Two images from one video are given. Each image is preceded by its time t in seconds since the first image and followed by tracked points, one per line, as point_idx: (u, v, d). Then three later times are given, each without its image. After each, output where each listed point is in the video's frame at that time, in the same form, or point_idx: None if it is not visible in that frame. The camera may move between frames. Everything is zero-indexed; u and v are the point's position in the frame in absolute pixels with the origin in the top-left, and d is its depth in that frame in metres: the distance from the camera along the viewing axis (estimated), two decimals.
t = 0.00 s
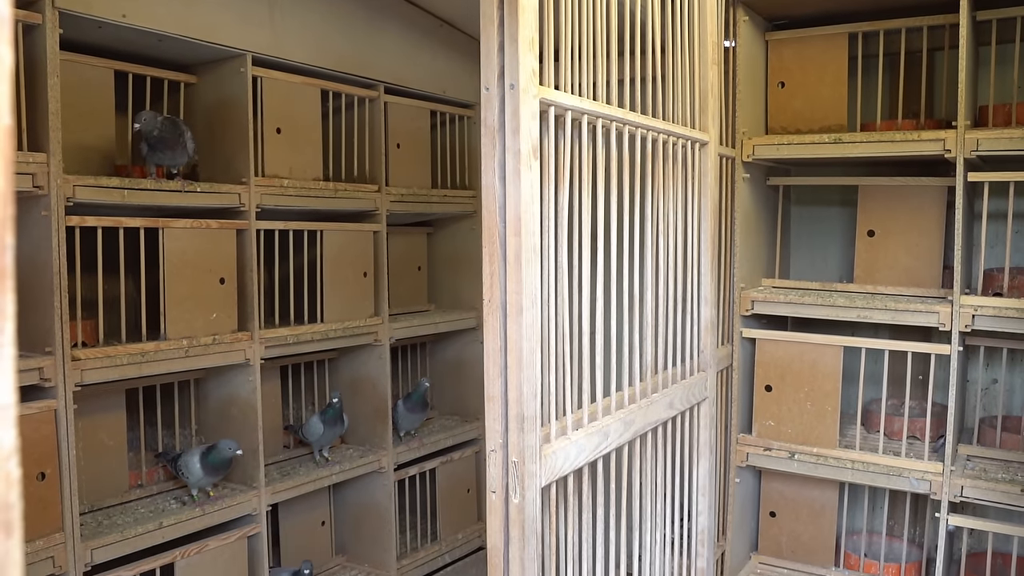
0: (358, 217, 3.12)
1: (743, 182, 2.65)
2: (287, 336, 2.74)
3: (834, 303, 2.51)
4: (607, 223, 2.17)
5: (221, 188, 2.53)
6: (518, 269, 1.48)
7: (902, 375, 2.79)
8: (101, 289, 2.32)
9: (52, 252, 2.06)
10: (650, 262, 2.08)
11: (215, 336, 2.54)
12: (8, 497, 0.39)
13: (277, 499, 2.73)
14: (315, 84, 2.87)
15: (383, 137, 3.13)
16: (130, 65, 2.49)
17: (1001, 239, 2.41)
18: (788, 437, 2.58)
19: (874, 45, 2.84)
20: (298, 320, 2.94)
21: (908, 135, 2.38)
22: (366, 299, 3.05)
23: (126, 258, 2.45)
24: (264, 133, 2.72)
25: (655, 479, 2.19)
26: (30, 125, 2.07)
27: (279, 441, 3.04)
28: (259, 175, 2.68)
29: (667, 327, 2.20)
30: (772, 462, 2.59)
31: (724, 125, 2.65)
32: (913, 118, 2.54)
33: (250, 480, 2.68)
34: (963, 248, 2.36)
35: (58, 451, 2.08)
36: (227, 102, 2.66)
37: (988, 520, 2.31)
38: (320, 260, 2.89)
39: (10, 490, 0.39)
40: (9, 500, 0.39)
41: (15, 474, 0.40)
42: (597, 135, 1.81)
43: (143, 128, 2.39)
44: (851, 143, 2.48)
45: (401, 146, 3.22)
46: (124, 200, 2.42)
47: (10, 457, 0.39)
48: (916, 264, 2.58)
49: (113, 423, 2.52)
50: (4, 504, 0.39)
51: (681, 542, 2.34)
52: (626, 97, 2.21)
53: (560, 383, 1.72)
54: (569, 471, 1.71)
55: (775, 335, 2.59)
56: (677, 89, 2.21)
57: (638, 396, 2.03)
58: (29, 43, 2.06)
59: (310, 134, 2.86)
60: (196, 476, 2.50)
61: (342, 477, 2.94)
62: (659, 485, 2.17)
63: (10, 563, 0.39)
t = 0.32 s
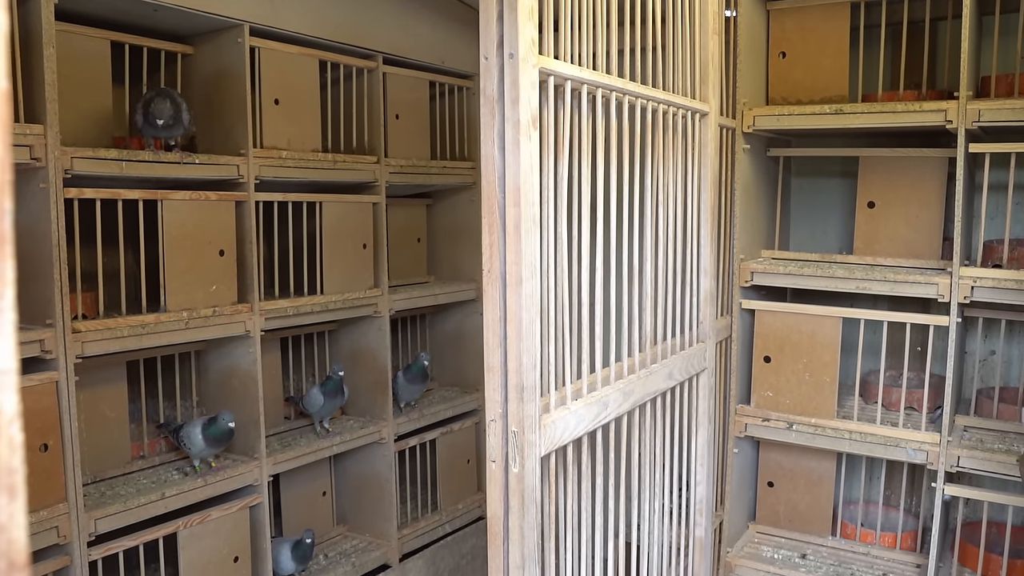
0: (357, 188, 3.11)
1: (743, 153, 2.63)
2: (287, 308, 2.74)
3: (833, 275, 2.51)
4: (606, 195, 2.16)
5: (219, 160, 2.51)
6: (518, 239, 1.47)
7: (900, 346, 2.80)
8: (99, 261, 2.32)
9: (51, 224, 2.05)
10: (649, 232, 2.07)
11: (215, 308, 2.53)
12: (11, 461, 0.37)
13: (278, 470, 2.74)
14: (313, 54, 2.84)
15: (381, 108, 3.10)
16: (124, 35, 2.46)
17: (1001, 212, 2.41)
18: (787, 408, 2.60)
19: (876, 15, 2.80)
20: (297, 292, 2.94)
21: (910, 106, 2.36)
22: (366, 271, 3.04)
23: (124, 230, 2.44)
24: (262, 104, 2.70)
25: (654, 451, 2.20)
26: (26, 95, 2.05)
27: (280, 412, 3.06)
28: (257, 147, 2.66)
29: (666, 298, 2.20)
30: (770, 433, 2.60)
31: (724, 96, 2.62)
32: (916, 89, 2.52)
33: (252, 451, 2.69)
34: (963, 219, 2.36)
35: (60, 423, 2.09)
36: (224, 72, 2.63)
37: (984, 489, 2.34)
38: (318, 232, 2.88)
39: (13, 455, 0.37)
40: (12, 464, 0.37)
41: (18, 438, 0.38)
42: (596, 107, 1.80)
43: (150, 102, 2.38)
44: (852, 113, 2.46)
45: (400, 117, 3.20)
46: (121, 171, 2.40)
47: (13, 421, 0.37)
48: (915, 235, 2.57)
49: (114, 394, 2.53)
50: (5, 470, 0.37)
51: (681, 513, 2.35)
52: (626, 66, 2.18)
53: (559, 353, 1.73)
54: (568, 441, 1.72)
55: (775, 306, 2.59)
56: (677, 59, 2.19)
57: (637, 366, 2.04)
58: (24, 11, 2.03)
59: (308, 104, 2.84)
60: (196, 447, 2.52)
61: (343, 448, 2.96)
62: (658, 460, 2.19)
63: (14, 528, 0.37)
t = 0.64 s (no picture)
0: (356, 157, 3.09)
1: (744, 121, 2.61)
2: (287, 277, 2.74)
3: (833, 243, 2.51)
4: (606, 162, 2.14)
5: (217, 128, 2.49)
6: (517, 207, 1.47)
7: (899, 315, 2.80)
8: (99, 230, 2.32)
9: (50, 193, 2.04)
10: (648, 200, 2.06)
11: (215, 277, 2.53)
12: (16, 422, 0.38)
13: (280, 438, 2.76)
14: (311, 21, 2.80)
15: (380, 76, 3.07)
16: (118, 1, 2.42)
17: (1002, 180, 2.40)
18: (785, 376, 2.61)
19: None
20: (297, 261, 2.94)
21: (912, 74, 2.34)
22: (366, 240, 3.04)
23: (122, 200, 2.43)
24: (259, 72, 2.67)
25: (653, 419, 2.22)
26: (22, 63, 2.02)
27: (281, 381, 3.07)
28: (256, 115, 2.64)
29: (665, 266, 2.20)
30: (769, 401, 2.62)
31: (725, 64, 2.60)
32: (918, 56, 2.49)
33: (253, 419, 2.70)
34: (964, 188, 2.35)
35: (62, 391, 2.10)
36: (220, 39, 2.60)
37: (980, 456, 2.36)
38: (317, 200, 2.87)
39: (18, 414, 0.38)
40: (17, 425, 0.38)
41: (22, 399, 0.38)
42: (596, 74, 1.78)
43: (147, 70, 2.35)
44: (853, 81, 2.44)
45: (399, 86, 3.17)
46: (118, 140, 2.39)
47: (17, 382, 0.37)
48: (915, 205, 2.57)
49: (115, 363, 2.54)
50: (9, 431, 0.37)
51: (678, 479, 2.36)
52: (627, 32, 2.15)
53: (559, 321, 1.73)
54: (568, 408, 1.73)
55: (775, 275, 2.58)
56: (677, 25, 2.16)
57: (637, 334, 2.04)
58: None
59: (306, 72, 2.81)
60: (197, 415, 2.53)
61: (344, 416, 2.97)
62: (657, 428, 2.21)
63: (18, 487, 0.38)
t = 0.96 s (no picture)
0: (355, 125, 3.06)
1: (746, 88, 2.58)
2: (287, 246, 2.73)
3: (834, 212, 2.50)
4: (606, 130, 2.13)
5: (215, 96, 2.47)
6: (518, 173, 1.46)
7: (899, 284, 2.80)
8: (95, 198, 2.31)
9: (48, 163, 2.03)
10: (648, 167, 2.05)
11: (215, 246, 2.52)
12: (19, 383, 0.37)
13: (281, 406, 2.77)
14: None
15: (378, 43, 3.04)
16: None
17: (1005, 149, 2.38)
18: (785, 345, 2.61)
19: None
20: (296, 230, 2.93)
21: (916, 41, 2.31)
22: (365, 209, 3.02)
23: (119, 168, 2.41)
24: (256, 39, 2.64)
25: (653, 386, 2.22)
26: (15, 30, 2.00)
27: (282, 349, 3.08)
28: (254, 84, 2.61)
29: (665, 233, 2.19)
30: (768, 369, 2.63)
31: (726, 31, 2.56)
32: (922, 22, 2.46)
33: (254, 387, 2.71)
34: (966, 156, 2.34)
35: (64, 360, 2.11)
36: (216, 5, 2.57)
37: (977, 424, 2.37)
38: (316, 169, 2.84)
39: (21, 376, 0.37)
40: (21, 386, 0.37)
41: (25, 361, 0.37)
42: (596, 40, 1.76)
43: (145, 39, 2.32)
44: (856, 48, 2.41)
45: (398, 53, 3.13)
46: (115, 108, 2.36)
47: (20, 344, 0.36)
48: (917, 173, 2.56)
49: (115, 333, 2.54)
50: (13, 392, 0.37)
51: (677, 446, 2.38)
52: None
53: (558, 289, 1.73)
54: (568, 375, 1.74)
55: (776, 244, 2.57)
56: None
57: (637, 302, 2.05)
58: None
59: (304, 39, 2.78)
60: (200, 383, 2.54)
61: (344, 384, 2.98)
62: (657, 395, 2.22)
63: (24, 448, 0.37)
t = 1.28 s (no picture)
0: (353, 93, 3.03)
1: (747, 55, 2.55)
2: (287, 215, 2.71)
3: (835, 180, 2.48)
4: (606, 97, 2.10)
5: (212, 64, 2.44)
6: (517, 140, 1.45)
7: (899, 253, 2.80)
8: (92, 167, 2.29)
9: (45, 132, 2.02)
10: (648, 134, 2.03)
11: (214, 214, 2.51)
12: (19, 345, 0.39)
13: (282, 374, 2.78)
14: None
15: (376, 9, 2.99)
16: None
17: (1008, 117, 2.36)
18: (785, 313, 2.61)
19: None
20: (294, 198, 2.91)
21: (920, 8, 2.28)
22: (365, 177, 3.00)
23: (114, 137, 2.39)
24: (252, 4, 2.60)
25: (653, 353, 2.23)
26: None
27: (281, 318, 3.08)
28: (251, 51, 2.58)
29: (664, 200, 2.18)
30: (767, 337, 2.63)
31: None
32: None
33: (254, 356, 2.72)
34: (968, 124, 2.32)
35: (65, 329, 2.11)
36: None
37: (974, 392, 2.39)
38: (314, 137, 2.82)
39: (22, 337, 0.39)
40: (22, 348, 0.39)
41: (26, 323, 0.39)
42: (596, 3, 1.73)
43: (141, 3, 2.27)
44: (860, 14, 2.38)
45: (396, 19, 3.08)
46: (110, 75, 2.34)
47: (21, 306, 0.39)
48: (919, 141, 2.54)
49: (114, 302, 2.54)
50: (13, 354, 0.39)
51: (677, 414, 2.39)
52: None
53: (558, 256, 1.72)
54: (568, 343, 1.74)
55: (776, 212, 2.56)
56: None
57: (636, 269, 2.04)
58: None
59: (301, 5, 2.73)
60: (200, 351, 2.55)
61: (345, 352, 2.99)
62: (656, 362, 2.23)
63: (26, 409, 0.40)
